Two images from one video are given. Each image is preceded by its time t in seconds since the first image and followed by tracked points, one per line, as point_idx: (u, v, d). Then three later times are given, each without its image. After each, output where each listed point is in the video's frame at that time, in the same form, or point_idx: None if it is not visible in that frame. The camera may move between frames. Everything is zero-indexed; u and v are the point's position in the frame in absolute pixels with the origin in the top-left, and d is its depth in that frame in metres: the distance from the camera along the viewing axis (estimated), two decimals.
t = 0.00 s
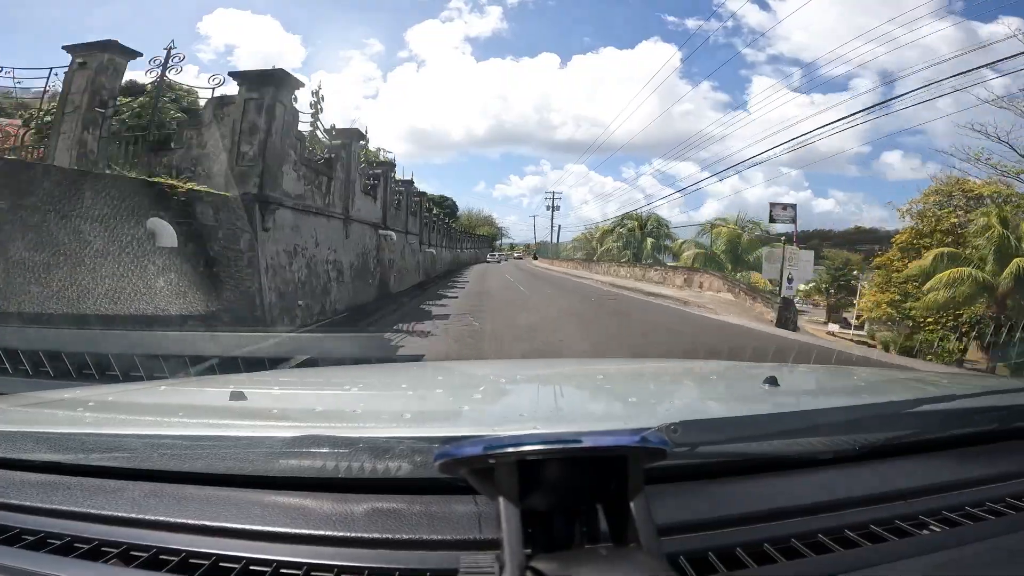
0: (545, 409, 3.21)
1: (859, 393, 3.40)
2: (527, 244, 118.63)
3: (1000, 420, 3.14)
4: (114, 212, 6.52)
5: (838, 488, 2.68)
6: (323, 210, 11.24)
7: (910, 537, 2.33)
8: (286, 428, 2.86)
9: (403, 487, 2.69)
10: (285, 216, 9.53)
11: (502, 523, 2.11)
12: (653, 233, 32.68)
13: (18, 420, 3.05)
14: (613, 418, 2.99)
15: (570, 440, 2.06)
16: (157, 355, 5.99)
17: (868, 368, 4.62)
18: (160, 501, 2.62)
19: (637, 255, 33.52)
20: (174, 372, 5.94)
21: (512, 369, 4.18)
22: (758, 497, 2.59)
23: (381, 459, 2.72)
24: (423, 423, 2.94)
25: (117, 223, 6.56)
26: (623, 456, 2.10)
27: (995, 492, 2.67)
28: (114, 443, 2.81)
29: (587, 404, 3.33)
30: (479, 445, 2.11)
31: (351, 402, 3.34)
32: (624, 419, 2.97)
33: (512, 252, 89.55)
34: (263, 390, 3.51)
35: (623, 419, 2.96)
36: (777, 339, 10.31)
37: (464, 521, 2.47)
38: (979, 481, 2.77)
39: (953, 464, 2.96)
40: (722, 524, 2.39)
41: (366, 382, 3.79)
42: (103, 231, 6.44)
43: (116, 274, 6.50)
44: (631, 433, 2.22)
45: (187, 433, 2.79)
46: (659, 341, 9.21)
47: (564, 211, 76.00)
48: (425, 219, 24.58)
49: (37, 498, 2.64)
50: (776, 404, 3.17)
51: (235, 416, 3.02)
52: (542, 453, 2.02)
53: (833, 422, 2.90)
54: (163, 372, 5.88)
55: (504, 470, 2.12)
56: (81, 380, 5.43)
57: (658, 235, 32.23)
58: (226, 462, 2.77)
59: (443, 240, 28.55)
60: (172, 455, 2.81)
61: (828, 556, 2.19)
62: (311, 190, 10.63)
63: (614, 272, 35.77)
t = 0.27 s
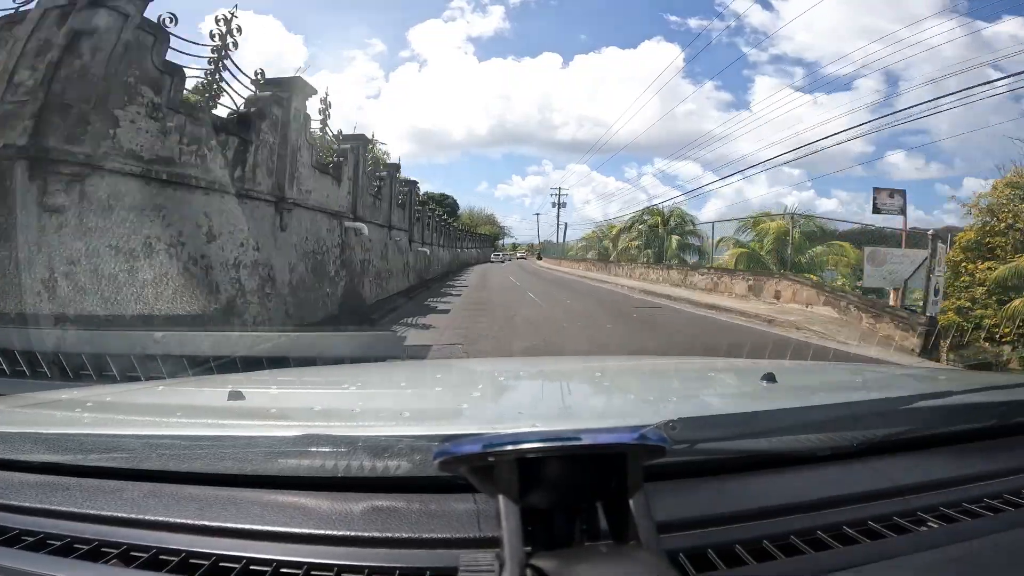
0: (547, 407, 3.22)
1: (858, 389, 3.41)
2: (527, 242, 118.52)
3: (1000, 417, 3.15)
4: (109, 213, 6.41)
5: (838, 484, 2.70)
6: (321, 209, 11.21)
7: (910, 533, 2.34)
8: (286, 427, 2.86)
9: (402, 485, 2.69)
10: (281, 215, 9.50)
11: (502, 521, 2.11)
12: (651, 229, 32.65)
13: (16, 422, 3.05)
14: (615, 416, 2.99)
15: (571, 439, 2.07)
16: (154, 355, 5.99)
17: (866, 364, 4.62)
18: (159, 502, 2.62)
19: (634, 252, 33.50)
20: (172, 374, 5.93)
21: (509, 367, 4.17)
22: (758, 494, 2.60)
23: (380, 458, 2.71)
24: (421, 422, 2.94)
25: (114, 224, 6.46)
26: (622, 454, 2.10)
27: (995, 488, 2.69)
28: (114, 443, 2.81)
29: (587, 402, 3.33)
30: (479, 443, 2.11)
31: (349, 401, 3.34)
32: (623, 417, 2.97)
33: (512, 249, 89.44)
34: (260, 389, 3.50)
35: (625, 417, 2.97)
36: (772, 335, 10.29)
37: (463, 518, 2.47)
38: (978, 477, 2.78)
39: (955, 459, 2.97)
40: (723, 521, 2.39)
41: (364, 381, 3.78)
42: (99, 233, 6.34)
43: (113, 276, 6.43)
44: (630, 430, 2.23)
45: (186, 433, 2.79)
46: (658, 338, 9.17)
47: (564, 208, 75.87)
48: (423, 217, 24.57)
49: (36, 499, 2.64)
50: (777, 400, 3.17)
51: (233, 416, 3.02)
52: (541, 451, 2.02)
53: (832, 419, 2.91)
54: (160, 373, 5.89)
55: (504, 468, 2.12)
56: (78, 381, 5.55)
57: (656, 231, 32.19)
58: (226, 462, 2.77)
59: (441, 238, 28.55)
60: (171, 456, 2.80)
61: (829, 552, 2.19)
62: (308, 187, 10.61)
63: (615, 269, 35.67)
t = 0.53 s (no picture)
0: (544, 405, 3.22)
1: (853, 388, 3.42)
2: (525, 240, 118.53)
3: (995, 415, 3.17)
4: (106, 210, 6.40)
5: (834, 482, 2.71)
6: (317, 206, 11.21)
7: (906, 531, 2.35)
8: (283, 425, 2.86)
9: (398, 484, 2.69)
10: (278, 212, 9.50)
11: (500, 520, 2.11)
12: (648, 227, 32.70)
13: (12, 420, 3.04)
14: (613, 414, 3.00)
15: (569, 437, 2.08)
16: (151, 353, 6.01)
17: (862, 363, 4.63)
18: (155, 500, 2.62)
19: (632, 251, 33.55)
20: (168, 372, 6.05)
21: (506, 365, 4.18)
22: (755, 492, 2.60)
23: (377, 456, 2.72)
24: (417, 420, 2.94)
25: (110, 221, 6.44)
26: (619, 452, 2.11)
27: (991, 487, 2.70)
28: (110, 441, 2.81)
29: (583, 400, 3.33)
30: (476, 441, 2.11)
31: (346, 400, 3.34)
32: (620, 415, 2.98)
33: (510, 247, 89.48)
34: (257, 387, 3.50)
35: (623, 415, 2.97)
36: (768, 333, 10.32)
37: (460, 517, 2.47)
38: (973, 475, 2.79)
39: (951, 457, 2.98)
40: (720, 519, 2.40)
41: (361, 379, 3.78)
42: (96, 231, 6.32)
43: (109, 273, 6.41)
44: (627, 428, 2.23)
45: (183, 431, 2.79)
46: (655, 336, 9.22)
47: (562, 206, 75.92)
48: (420, 216, 24.57)
49: (32, 498, 2.64)
50: (774, 399, 3.18)
51: (229, 414, 3.02)
52: (538, 449, 2.02)
53: (828, 417, 2.92)
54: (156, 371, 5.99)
55: (502, 466, 2.12)
56: (74, 379, 5.60)
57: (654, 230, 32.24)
58: (222, 460, 2.77)
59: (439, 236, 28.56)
60: (167, 454, 2.80)
61: (826, 551, 2.20)
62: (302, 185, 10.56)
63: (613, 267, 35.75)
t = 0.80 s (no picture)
0: (545, 406, 3.23)
1: (854, 387, 3.42)
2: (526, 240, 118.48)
3: (997, 414, 3.17)
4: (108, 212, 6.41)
5: (836, 481, 2.71)
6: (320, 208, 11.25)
7: (908, 530, 2.35)
8: (284, 426, 2.87)
9: (399, 484, 2.69)
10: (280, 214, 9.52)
11: (501, 520, 2.11)
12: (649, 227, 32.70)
13: (13, 422, 3.05)
14: (613, 414, 3.00)
15: (569, 437, 2.09)
16: (151, 355, 6.03)
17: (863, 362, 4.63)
18: (157, 501, 2.62)
19: (632, 251, 33.55)
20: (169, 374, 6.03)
21: (507, 366, 4.18)
22: (756, 491, 2.60)
23: (378, 457, 2.73)
24: (418, 421, 2.95)
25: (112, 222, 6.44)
26: (620, 452, 2.11)
27: (992, 485, 2.70)
28: (112, 443, 2.82)
29: (584, 400, 3.34)
30: (477, 442, 2.12)
31: (347, 400, 3.34)
32: (621, 415, 2.98)
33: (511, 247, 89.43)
34: (258, 389, 3.51)
35: (623, 415, 2.97)
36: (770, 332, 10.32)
37: (461, 517, 2.48)
38: (975, 474, 2.79)
39: (952, 456, 2.98)
40: (721, 518, 2.40)
41: (362, 380, 3.79)
42: (97, 232, 6.32)
43: (110, 275, 6.41)
44: (627, 428, 2.23)
45: (184, 433, 2.80)
46: (655, 337, 9.23)
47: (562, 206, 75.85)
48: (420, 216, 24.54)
49: (34, 500, 2.64)
50: (775, 398, 3.18)
51: (230, 415, 3.03)
52: (539, 450, 2.02)
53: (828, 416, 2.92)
54: (157, 373, 5.98)
55: (503, 467, 2.12)
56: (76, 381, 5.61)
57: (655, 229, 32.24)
58: (224, 461, 2.77)
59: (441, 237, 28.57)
60: (169, 456, 2.80)
61: (828, 550, 2.20)
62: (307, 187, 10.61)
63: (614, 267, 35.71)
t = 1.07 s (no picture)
0: (543, 408, 3.22)
1: (854, 391, 3.42)
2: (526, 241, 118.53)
3: (997, 418, 3.16)
4: (105, 208, 6.43)
5: (834, 485, 2.71)
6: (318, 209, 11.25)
7: (904, 535, 2.34)
8: (282, 426, 2.87)
9: (397, 485, 2.69)
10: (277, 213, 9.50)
11: (498, 522, 2.11)
12: (649, 229, 32.72)
13: (11, 419, 3.04)
14: (612, 416, 2.99)
15: (568, 439, 2.09)
16: (149, 353, 6.03)
17: (864, 366, 4.62)
18: (153, 500, 2.61)
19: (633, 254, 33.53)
20: (167, 372, 6.07)
21: (507, 367, 4.17)
22: (754, 495, 2.60)
23: (376, 457, 2.72)
24: (416, 422, 2.94)
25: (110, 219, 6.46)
26: (619, 455, 2.11)
27: (990, 490, 2.69)
28: (109, 441, 2.81)
29: (583, 402, 3.34)
30: (476, 443, 2.12)
31: (346, 401, 3.33)
32: (620, 417, 2.98)
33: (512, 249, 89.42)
34: (257, 388, 3.50)
35: (622, 418, 2.97)
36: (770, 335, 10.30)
37: (459, 518, 2.47)
38: (974, 479, 2.78)
39: (951, 461, 2.98)
40: (719, 522, 2.40)
41: (361, 380, 3.78)
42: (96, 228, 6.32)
43: (109, 272, 6.40)
44: (626, 431, 2.23)
45: (182, 431, 2.79)
46: (654, 338, 9.22)
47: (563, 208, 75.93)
48: (421, 216, 24.53)
49: (30, 497, 2.63)
50: (774, 402, 3.18)
51: (228, 414, 3.02)
52: (537, 451, 2.03)
53: (827, 420, 2.92)
54: (155, 371, 6.05)
55: (501, 468, 2.12)
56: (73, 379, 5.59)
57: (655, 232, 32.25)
58: (221, 461, 2.77)
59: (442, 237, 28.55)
60: (166, 455, 2.80)
61: (824, 554, 2.19)
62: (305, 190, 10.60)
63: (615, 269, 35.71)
